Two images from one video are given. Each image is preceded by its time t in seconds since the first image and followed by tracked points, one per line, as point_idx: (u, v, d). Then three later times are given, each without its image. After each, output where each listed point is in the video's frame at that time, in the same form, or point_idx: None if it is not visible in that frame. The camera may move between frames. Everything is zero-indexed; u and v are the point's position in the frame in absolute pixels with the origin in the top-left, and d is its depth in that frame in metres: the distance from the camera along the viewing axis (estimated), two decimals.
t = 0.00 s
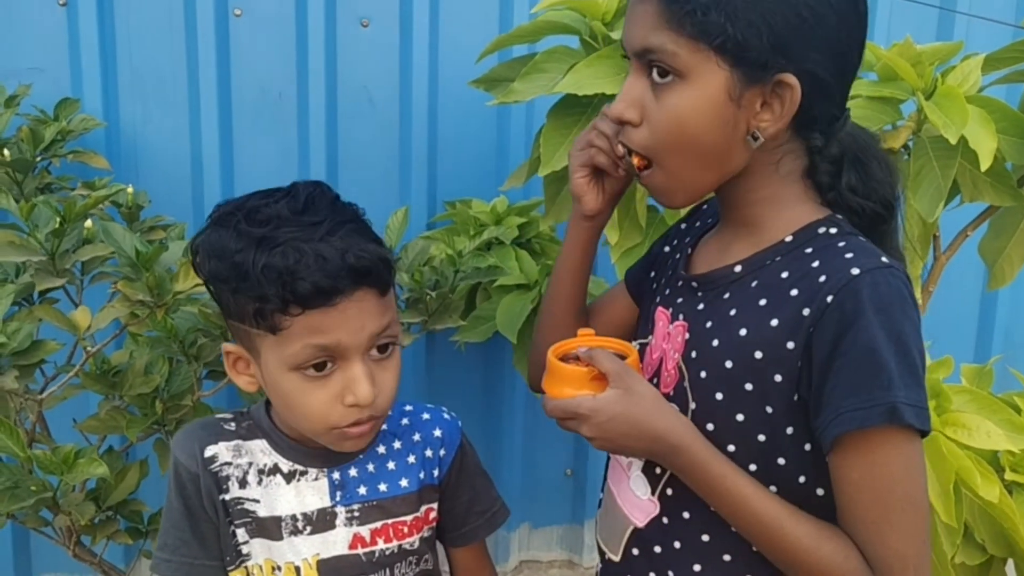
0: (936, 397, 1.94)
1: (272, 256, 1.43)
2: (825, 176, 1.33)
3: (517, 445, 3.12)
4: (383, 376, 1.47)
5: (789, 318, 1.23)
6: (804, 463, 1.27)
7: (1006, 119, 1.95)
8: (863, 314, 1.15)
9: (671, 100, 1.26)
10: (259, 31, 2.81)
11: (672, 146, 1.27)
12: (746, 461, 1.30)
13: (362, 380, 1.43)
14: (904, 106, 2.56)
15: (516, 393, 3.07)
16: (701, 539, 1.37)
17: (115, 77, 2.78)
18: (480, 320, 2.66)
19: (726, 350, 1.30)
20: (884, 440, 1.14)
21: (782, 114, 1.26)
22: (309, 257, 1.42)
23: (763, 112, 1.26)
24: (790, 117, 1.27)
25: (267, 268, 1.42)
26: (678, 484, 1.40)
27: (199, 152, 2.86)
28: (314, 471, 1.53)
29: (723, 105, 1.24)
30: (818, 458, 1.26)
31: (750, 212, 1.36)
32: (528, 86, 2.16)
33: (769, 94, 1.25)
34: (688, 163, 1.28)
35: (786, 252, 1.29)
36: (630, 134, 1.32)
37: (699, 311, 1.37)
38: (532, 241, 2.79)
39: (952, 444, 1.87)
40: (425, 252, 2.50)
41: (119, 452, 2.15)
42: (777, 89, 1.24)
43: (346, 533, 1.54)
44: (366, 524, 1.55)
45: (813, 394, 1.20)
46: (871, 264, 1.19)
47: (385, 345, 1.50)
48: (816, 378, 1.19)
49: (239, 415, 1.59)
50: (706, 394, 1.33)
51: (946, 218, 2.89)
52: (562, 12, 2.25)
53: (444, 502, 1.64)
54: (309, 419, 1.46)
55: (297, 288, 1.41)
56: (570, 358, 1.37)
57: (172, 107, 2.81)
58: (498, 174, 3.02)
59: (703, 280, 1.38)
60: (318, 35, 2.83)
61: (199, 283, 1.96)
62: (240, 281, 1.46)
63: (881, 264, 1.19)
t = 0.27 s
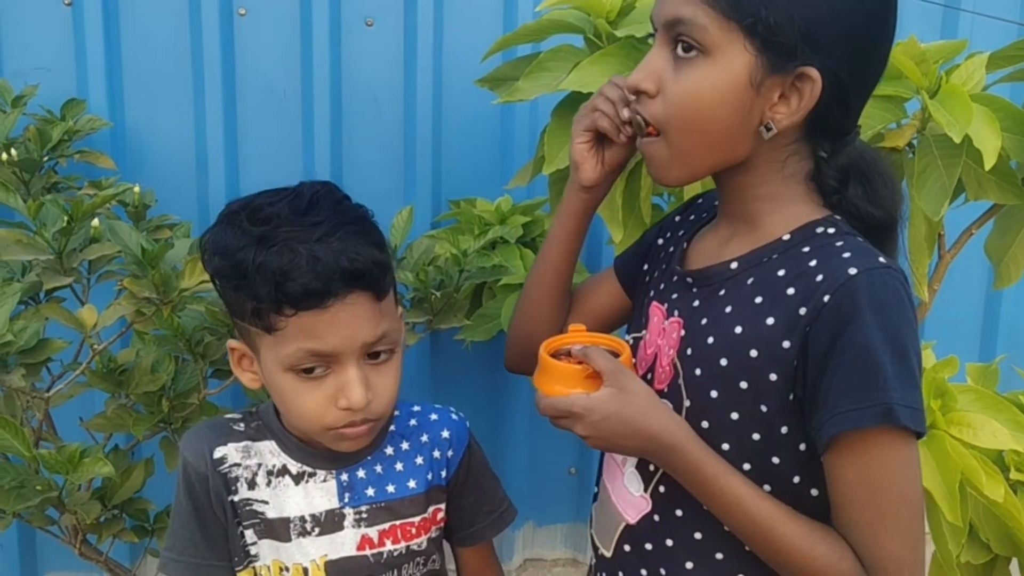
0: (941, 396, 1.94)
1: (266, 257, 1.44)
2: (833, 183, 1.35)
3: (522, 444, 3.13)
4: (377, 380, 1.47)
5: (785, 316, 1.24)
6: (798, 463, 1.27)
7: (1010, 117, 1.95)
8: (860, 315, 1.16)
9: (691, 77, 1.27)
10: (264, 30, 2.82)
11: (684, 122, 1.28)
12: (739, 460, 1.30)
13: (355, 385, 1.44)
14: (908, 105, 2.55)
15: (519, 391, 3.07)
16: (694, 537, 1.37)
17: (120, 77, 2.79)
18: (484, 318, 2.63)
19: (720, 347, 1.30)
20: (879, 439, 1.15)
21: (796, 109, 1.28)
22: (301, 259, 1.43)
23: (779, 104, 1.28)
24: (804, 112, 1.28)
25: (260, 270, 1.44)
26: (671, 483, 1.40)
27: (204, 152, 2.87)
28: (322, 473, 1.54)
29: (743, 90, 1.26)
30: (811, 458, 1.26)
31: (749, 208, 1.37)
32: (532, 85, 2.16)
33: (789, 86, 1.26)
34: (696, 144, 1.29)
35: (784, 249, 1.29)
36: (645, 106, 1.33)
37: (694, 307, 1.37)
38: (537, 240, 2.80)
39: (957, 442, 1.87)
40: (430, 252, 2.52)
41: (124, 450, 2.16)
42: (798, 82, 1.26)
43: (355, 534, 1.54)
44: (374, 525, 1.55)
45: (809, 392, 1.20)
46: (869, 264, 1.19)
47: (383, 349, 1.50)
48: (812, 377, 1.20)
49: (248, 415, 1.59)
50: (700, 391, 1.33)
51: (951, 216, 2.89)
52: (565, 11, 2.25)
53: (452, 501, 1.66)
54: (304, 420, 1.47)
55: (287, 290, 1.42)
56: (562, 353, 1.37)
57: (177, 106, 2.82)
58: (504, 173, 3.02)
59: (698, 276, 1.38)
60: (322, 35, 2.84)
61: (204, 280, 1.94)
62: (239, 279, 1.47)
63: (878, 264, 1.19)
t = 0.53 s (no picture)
0: (945, 391, 1.96)
1: (270, 247, 1.46)
2: (845, 189, 1.36)
3: (527, 441, 3.14)
4: (374, 378, 1.47)
5: (798, 320, 1.23)
6: (803, 465, 1.27)
7: (1013, 112, 1.95)
8: (876, 323, 1.15)
9: (704, 64, 1.28)
10: (267, 30, 2.82)
11: (698, 109, 1.28)
12: (743, 461, 1.31)
13: (350, 380, 1.44)
14: (911, 101, 2.55)
15: (524, 388, 3.08)
16: (695, 535, 1.38)
17: (124, 77, 2.80)
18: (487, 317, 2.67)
19: (729, 349, 1.30)
20: (891, 449, 1.15)
21: (807, 103, 1.28)
22: (301, 250, 1.44)
23: (790, 97, 1.28)
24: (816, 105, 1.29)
25: (263, 259, 1.46)
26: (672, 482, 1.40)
27: (207, 151, 2.87)
28: (335, 472, 1.55)
29: (755, 78, 1.26)
30: (817, 461, 1.27)
31: (762, 211, 1.37)
32: (535, 84, 2.17)
33: (802, 78, 1.27)
34: (709, 130, 1.28)
35: (796, 252, 1.29)
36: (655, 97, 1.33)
37: (704, 307, 1.37)
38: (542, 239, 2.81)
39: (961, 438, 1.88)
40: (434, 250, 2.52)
41: (131, 448, 2.16)
42: (812, 73, 1.26)
43: (367, 533, 1.55)
44: (387, 524, 1.56)
45: (820, 397, 1.21)
46: (885, 272, 1.19)
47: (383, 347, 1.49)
48: (824, 383, 1.20)
49: (261, 414, 1.60)
50: (706, 391, 1.33)
51: (955, 211, 2.89)
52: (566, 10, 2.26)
53: (465, 500, 1.66)
54: (302, 413, 1.48)
55: (284, 280, 1.43)
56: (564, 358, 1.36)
57: (180, 105, 2.83)
58: (507, 171, 3.03)
59: (707, 275, 1.38)
60: (326, 33, 2.85)
61: (210, 280, 1.93)
62: (248, 267, 1.50)
63: (894, 272, 1.19)
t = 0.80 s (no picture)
0: (953, 389, 1.95)
1: (298, 255, 1.45)
2: (846, 175, 1.37)
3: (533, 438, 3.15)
4: (389, 391, 1.47)
5: (796, 314, 1.23)
6: (812, 453, 1.27)
7: (1021, 109, 1.95)
8: (874, 313, 1.15)
9: (714, 58, 1.28)
10: (275, 28, 2.83)
11: (709, 103, 1.29)
12: (751, 454, 1.30)
13: (365, 393, 1.44)
14: (919, 98, 2.54)
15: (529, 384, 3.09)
16: (706, 531, 1.38)
17: (131, 75, 2.81)
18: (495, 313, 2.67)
19: (729, 344, 1.30)
20: (901, 439, 1.15)
21: (821, 93, 1.28)
22: (331, 261, 1.44)
23: (803, 88, 1.29)
24: (829, 95, 1.29)
25: (291, 266, 1.45)
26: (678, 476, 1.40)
27: (215, 150, 2.88)
28: (339, 458, 1.55)
29: (767, 71, 1.27)
30: (826, 450, 1.27)
31: (759, 203, 1.37)
32: (542, 81, 2.17)
33: (812, 69, 1.27)
34: (726, 121, 1.28)
35: (793, 245, 1.29)
36: (665, 90, 1.33)
37: (705, 304, 1.37)
38: (546, 235, 2.83)
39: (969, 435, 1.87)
40: (442, 249, 2.50)
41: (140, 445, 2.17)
42: (823, 63, 1.27)
43: (369, 520, 1.55)
44: (389, 512, 1.56)
45: (825, 389, 1.21)
46: (880, 261, 1.18)
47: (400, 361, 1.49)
48: (828, 376, 1.20)
49: (268, 404, 1.61)
50: (711, 388, 1.33)
51: (962, 209, 2.88)
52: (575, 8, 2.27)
53: (469, 491, 1.67)
54: (314, 418, 1.48)
55: (311, 291, 1.43)
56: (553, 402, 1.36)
57: (187, 103, 2.84)
58: (514, 169, 3.04)
59: (708, 272, 1.38)
60: (332, 31, 2.86)
61: (218, 276, 1.92)
62: (274, 268, 1.49)
63: (890, 260, 1.18)
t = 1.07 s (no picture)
0: (957, 384, 1.95)
1: (319, 274, 1.39)
2: (852, 159, 1.37)
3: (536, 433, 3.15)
4: (402, 404, 1.44)
5: (804, 302, 1.23)
6: (824, 443, 1.27)
7: None
8: (881, 296, 1.14)
9: (716, 59, 1.29)
10: (280, 22, 2.83)
11: (713, 104, 1.29)
12: (762, 445, 1.30)
13: (377, 409, 1.40)
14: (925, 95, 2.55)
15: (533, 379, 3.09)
16: (718, 524, 1.37)
17: (137, 69, 2.81)
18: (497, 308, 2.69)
19: (739, 334, 1.31)
20: (907, 422, 1.14)
21: (824, 83, 1.29)
22: (352, 285, 1.38)
23: (806, 80, 1.29)
24: (833, 83, 1.29)
25: (311, 285, 1.39)
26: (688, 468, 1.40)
27: (220, 144, 2.89)
28: (344, 452, 1.54)
29: (769, 70, 1.27)
30: (839, 439, 1.26)
31: (768, 195, 1.37)
32: (549, 75, 2.17)
33: (814, 61, 1.28)
34: (731, 118, 1.29)
35: (799, 234, 1.29)
36: (670, 96, 1.34)
37: (714, 297, 1.38)
38: (550, 230, 2.84)
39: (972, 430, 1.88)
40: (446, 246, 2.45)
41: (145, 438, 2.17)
42: (825, 54, 1.27)
43: (374, 514, 1.54)
44: (394, 506, 1.55)
45: (834, 376, 1.20)
46: (887, 246, 1.18)
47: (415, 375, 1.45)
48: (836, 362, 1.19)
49: (278, 395, 1.60)
50: (722, 378, 1.33)
51: (967, 206, 2.88)
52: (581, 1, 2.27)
53: (474, 488, 1.65)
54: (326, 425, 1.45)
55: (330, 315, 1.37)
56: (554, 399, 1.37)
57: (192, 97, 2.84)
58: (517, 165, 3.04)
59: (717, 266, 1.39)
60: (337, 26, 2.85)
61: (225, 271, 1.93)
62: (293, 279, 1.43)
63: (897, 246, 1.18)
